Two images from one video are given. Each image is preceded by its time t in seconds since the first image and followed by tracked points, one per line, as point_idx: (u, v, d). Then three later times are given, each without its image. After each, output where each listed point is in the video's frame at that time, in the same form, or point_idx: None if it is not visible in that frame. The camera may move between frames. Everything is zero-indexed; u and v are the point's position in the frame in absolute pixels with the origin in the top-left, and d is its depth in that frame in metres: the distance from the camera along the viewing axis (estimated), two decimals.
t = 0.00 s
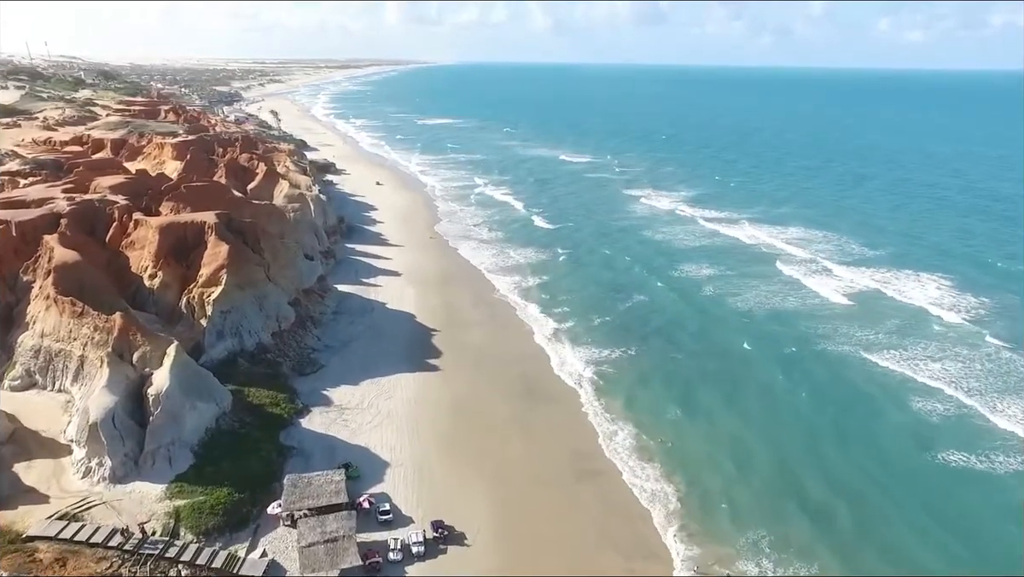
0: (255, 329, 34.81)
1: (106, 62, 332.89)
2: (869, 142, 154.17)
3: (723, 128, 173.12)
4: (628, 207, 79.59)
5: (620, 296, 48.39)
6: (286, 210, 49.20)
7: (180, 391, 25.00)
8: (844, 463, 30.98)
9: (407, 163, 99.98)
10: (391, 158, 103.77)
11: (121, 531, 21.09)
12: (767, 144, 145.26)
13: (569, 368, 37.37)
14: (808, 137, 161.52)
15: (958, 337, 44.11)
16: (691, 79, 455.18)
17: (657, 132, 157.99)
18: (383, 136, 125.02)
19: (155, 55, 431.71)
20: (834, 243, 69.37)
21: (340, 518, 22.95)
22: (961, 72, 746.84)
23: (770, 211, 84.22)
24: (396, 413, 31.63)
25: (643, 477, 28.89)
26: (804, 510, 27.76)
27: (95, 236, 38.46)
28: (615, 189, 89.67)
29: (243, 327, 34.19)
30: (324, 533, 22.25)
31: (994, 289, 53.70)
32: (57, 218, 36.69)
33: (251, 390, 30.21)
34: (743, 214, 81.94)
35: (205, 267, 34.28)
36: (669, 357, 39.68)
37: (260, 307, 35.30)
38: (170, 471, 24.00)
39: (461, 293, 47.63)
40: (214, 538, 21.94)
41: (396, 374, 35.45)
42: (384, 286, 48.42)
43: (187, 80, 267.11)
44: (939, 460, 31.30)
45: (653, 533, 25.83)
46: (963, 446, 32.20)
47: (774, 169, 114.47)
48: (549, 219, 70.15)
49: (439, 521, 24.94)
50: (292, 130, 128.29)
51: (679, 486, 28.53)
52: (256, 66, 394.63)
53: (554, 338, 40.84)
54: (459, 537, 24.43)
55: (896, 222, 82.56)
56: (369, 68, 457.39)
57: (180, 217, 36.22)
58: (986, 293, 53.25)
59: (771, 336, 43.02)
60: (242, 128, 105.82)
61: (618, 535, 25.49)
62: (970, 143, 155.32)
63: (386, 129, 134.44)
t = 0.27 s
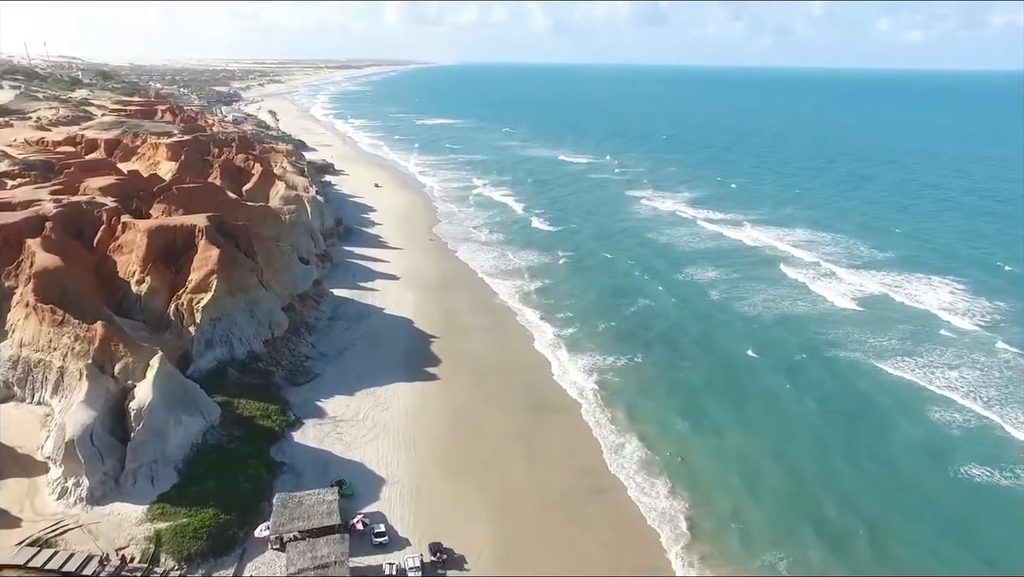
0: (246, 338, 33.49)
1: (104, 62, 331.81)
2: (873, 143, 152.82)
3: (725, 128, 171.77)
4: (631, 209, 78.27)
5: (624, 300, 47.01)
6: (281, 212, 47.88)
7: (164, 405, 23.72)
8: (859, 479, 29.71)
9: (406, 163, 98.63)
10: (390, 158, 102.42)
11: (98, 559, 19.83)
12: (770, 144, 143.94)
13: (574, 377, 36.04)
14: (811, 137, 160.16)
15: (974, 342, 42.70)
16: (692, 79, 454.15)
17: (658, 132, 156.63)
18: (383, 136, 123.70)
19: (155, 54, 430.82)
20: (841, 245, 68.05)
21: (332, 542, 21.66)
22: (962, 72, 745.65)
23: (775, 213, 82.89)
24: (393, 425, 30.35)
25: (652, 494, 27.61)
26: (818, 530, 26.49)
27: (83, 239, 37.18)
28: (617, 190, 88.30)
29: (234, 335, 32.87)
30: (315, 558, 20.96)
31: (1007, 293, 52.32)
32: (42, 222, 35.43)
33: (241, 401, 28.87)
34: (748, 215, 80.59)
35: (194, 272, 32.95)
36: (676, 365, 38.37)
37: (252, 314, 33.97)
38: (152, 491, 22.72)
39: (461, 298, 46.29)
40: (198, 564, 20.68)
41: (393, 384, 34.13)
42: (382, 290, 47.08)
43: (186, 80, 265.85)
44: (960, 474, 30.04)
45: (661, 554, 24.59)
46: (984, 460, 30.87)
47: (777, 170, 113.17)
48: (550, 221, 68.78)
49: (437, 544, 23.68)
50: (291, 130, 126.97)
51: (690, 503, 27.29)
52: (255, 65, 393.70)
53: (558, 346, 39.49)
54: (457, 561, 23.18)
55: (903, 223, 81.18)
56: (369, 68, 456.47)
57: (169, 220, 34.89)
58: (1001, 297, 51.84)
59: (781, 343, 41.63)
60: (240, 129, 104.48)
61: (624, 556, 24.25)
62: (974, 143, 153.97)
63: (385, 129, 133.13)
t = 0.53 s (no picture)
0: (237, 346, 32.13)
1: (103, 62, 330.90)
2: (877, 143, 151.53)
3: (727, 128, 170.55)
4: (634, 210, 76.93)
5: (629, 306, 45.65)
6: (276, 214, 46.53)
7: (146, 421, 22.45)
8: (876, 495, 28.34)
9: (405, 164, 97.32)
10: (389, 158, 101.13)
11: None
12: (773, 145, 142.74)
13: (578, 387, 34.68)
14: (814, 137, 158.83)
15: (991, 349, 41.30)
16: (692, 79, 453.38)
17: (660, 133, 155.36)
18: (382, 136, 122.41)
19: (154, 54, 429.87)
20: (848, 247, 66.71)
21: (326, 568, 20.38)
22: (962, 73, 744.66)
23: (780, 214, 81.57)
24: (389, 438, 29.00)
25: (662, 513, 26.21)
26: (836, 551, 25.13)
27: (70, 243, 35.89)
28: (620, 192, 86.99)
29: (224, 343, 31.47)
30: None
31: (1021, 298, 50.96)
32: (27, 225, 34.17)
33: (231, 414, 27.53)
34: (753, 217, 79.27)
35: (182, 278, 31.58)
36: (683, 374, 37.01)
37: (243, 321, 32.64)
38: (132, 513, 21.46)
39: (461, 303, 44.92)
40: None
41: (391, 394, 32.77)
42: (380, 295, 45.73)
43: (185, 80, 264.72)
44: (984, 491, 28.67)
45: None
46: (1009, 476, 29.45)
47: (781, 170, 111.92)
48: (552, 223, 67.46)
49: (434, 569, 22.33)
50: (289, 131, 125.74)
51: (700, 522, 25.95)
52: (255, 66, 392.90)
53: (561, 353, 38.15)
54: None
55: (911, 225, 79.85)
56: (369, 68, 455.63)
57: (157, 223, 33.52)
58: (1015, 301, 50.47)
59: (792, 350, 40.25)
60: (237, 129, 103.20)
61: None
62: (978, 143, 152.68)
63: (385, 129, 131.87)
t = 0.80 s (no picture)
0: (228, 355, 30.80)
1: (103, 62, 330.15)
2: (880, 143, 150.25)
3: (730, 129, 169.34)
4: (637, 211, 75.65)
5: (634, 311, 44.31)
6: (271, 216, 45.22)
7: (126, 438, 21.16)
8: (895, 513, 26.89)
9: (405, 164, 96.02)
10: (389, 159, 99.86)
11: None
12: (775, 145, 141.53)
13: (582, 397, 33.30)
14: (817, 138, 157.55)
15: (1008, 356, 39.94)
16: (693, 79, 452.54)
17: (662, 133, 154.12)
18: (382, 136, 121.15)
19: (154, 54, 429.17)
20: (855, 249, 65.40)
21: None
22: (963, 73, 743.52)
23: (785, 215, 80.27)
24: (384, 452, 27.65)
25: (672, 534, 24.83)
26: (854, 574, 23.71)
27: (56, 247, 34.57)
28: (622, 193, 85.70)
29: (214, 353, 30.15)
30: None
31: None
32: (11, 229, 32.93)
33: (219, 428, 26.18)
34: (759, 218, 77.96)
35: (171, 285, 30.25)
36: (691, 383, 35.62)
37: (234, 329, 31.31)
38: (110, 537, 20.21)
39: (461, 308, 43.58)
40: None
41: (388, 405, 31.42)
42: (378, 299, 44.40)
43: (185, 80, 263.73)
44: (1010, 509, 27.20)
45: None
46: None
47: (785, 171, 110.66)
48: (554, 225, 66.14)
49: None
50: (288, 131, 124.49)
51: (709, 543, 24.54)
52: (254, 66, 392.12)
53: (565, 361, 36.78)
54: None
55: (918, 226, 78.51)
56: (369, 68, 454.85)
57: (145, 227, 32.18)
58: None
59: (804, 357, 38.87)
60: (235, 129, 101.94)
61: None
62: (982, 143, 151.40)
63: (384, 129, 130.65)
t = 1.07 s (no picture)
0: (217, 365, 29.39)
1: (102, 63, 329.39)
2: (884, 143, 149.00)
3: (732, 129, 168.13)
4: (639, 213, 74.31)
5: (639, 316, 42.95)
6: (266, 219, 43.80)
7: (103, 461, 19.92)
8: (915, 533, 25.46)
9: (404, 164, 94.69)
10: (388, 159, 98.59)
11: None
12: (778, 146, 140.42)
13: (586, 409, 31.93)
14: (821, 138, 156.28)
15: None
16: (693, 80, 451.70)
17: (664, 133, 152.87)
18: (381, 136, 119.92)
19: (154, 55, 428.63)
20: (864, 252, 64.00)
21: None
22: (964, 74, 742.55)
23: (791, 217, 78.96)
24: (377, 469, 26.27)
25: (685, 559, 23.41)
26: None
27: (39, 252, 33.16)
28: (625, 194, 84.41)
29: (202, 362, 28.75)
30: None
31: None
32: None
33: (206, 444, 24.75)
34: (764, 220, 76.63)
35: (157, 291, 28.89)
36: (697, 394, 34.23)
37: (223, 338, 29.91)
38: (85, 566, 18.53)
39: (460, 315, 42.18)
40: None
41: (384, 417, 30.03)
42: (375, 305, 43.03)
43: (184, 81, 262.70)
44: None
45: None
46: None
47: (788, 171, 109.45)
48: (556, 227, 64.82)
49: None
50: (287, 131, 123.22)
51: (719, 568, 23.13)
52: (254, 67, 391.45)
53: (569, 370, 35.37)
54: None
55: (926, 228, 77.16)
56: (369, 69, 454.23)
57: (132, 231, 30.83)
58: None
59: (815, 365, 37.47)
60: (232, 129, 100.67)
61: None
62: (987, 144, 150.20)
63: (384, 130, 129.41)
